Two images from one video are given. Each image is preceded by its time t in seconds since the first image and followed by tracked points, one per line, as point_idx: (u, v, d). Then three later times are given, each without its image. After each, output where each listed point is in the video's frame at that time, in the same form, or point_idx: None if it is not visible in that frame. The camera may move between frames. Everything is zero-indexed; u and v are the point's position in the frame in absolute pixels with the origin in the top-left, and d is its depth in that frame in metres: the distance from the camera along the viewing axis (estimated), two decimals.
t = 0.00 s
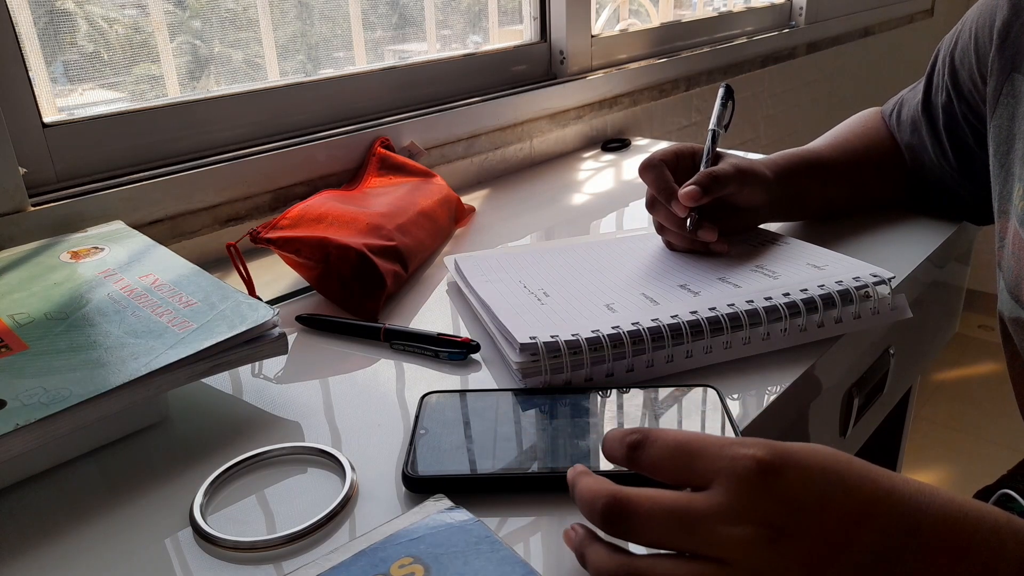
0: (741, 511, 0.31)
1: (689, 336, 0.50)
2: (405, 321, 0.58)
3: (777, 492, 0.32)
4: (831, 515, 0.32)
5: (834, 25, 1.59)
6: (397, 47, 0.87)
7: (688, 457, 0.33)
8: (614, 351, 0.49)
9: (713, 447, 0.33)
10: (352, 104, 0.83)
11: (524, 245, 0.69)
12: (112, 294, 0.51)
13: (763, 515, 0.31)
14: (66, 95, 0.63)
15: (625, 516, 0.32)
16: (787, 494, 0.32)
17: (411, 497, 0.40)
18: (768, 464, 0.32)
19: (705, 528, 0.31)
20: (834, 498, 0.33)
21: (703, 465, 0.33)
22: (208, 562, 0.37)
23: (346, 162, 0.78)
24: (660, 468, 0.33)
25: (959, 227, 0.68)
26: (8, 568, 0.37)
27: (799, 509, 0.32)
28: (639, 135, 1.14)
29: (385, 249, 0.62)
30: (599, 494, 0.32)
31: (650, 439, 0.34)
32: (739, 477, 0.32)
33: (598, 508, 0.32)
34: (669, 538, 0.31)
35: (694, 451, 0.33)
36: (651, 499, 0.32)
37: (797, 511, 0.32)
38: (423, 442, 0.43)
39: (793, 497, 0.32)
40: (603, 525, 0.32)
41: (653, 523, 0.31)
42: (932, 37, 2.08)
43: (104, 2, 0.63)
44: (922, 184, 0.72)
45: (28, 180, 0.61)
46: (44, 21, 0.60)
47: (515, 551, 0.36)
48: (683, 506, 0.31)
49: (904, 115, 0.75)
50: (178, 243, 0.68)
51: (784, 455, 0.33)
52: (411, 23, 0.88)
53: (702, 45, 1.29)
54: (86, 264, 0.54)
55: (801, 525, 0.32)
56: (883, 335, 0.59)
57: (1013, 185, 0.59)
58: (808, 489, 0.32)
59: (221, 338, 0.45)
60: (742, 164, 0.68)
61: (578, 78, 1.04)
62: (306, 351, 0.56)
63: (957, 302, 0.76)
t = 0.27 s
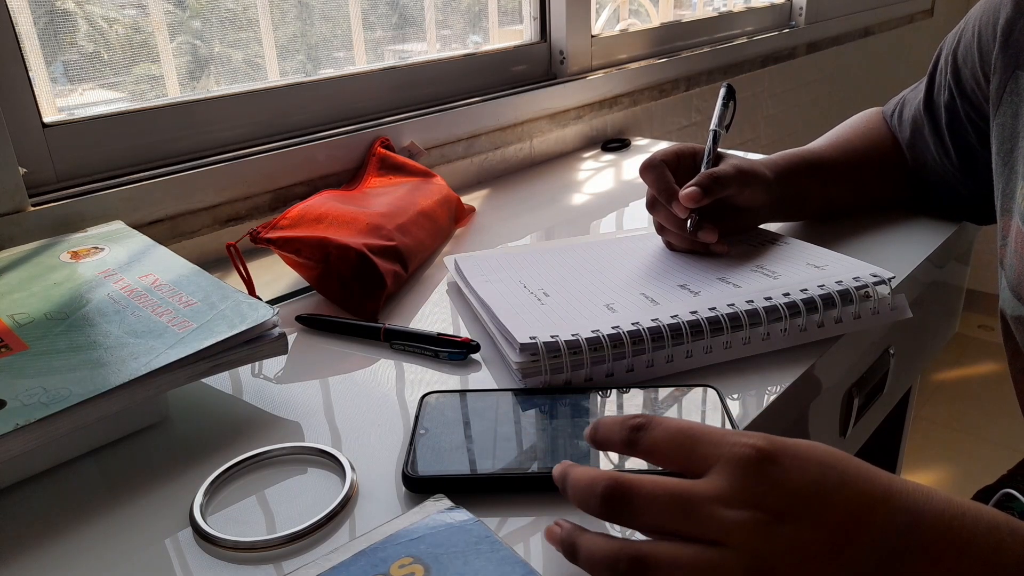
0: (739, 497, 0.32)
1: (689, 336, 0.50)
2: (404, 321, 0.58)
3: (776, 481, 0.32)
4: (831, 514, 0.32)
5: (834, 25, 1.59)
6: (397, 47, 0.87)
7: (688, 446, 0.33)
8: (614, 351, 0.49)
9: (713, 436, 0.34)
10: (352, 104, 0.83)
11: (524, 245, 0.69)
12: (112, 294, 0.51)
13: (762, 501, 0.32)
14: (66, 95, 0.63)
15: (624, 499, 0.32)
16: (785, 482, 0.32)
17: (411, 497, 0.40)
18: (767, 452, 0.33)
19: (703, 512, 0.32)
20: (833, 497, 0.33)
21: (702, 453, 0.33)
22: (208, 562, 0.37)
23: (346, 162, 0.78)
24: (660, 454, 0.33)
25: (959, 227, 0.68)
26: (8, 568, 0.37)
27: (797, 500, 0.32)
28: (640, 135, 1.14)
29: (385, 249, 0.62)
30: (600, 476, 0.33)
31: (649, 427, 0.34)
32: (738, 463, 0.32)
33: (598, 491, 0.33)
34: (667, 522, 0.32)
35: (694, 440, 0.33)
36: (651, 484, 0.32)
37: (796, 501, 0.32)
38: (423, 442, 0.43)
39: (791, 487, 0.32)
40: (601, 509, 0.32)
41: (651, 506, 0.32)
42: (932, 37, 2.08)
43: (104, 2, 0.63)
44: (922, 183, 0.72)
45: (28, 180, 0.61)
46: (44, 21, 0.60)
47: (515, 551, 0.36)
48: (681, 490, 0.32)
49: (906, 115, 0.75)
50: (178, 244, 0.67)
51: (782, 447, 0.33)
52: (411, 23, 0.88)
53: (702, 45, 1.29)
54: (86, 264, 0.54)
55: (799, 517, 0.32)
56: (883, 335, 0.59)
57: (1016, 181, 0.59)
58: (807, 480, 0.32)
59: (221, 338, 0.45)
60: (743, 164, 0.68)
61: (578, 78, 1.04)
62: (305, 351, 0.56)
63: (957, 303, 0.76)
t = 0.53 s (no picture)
0: (751, 473, 0.32)
1: (690, 337, 0.50)
2: (404, 321, 0.58)
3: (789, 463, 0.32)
4: (837, 508, 0.32)
5: (836, 23, 1.58)
6: (396, 46, 0.86)
7: (711, 432, 0.34)
8: (614, 352, 0.49)
9: (735, 421, 0.34)
10: (352, 102, 0.83)
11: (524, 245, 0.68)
12: (110, 294, 0.50)
13: (774, 475, 0.32)
14: (64, 94, 0.63)
15: (639, 461, 0.32)
16: (798, 464, 0.32)
17: (411, 498, 0.40)
18: (786, 432, 0.33)
19: (714, 483, 0.31)
20: (840, 491, 0.32)
21: (723, 435, 0.34)
22: (207, 563, 0.36)
23: (346, 162, 0.78)
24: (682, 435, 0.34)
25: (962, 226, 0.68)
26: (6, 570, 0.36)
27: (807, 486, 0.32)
28: (640, 134, 1.14)
29: (385, 248, 0.62)
30: (618, 436, 0.32)
31: (674, 425, 0.36)
32: (758, 444, 0.32)
33: (615, 450, 0.32)
34: (677, 489, 0.32)
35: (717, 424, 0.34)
36: (666, 449, 0.32)
37: (805, 486, 0.32)
38: (422, 443, 0.43)
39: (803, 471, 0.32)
40: (615, 470, 0.32)
41: (664, 470, 0.32)
42: (934, 36, 2.07)
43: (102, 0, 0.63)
44: (925, 184, 0.72)
45: (26, 180, 0.61)
46: (42, 20, 0.60)
47: (515, 552, 0.36)
48: (696, 459, 0.32)
49: (908, 115, 0.75)
50: (177, 243, 0.67)
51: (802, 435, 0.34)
52: (410, 22, 0.87)
53: (703, 43, 1.28)
54: (84, 264, 0.54)
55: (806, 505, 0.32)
56: (884, 336, 0.59)
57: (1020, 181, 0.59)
58: (819, 467, 0.32)
59: (219, 338, 0.45)
60: (745, 164, 0.68)
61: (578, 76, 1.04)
62: (304, 351, 0.56)
63: (960, 302, 0.75)
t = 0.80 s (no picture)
0: (760, 471, 0.32)
1: (691, 337, 0.49)
2: (403, 321, 0.58)
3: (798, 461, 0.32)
4: (842, 509, 0.32)
5: (838, 22, 1.58)
6: (396, 45, 0.86)
7: (728, 430, 0.34)
8: (615, 352, 0.48)
9: (749, 419, 0.34)
10: (351, 101, 0.82)
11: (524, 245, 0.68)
12: (107, 294, 0.50)
13: (784, 472, 0.31)
14: (62, 93, 0.62)
15: (651, 454, 0.32)
16: (808, 464, 0.32)
17: (410, 500, 0.40)
18: (801, 430, 0.32)
19: (722, 479, 0.31)
20: (845, 492, 0.32)
21: (738, 432, 0.34)
22: (205, 566, 0.36)
23: (345, 161, 0.78)
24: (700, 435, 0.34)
25: (964, 226, 0.67)
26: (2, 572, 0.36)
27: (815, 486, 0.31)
28: (641, 133, 1.14)
29: (384, 248, 0.61)
30: (632, 429, 0.33)
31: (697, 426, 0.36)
32: (770, 443, 0.32)
33: (628, 443, 0.32)
34: (686, 484, 0.32)
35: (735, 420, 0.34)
36: (679, 442, 0.33)
37: (814, 485, 0.31)
38: (422, 444, 0.42)
39: (813, 470, 0.32)
40: (627, 463, 0.32)
41: (674, 464, 0.32)
42: (936, 35, 2.07)
43: None
44: (928, 183, 0.72)
45: (23, 179, 0.61)
46: (39, 18, 0.60)
47: (515, 554, 0.36)
48: (705, 455, 0.32)
49: (911, 113, 0.75)
50: (176, 243, 0.67)
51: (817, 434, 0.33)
52: (410, 21, 0.87)
53: (704, 42, 1.28)
54: (81, 264, 0.54)
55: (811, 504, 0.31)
56: (887, 335, 0.59)
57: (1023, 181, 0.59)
58: (827, 467, 0.32)
59: (217, 339, 0.44)
60: (747, 164, 0.67)
61: (579, 75, 1.03)
62: (303, 351, 0.55)
63: (962, 302, 0.75)
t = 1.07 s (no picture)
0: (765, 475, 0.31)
1: (692, 337, 0.49)
2: (402, 321, 0.57)
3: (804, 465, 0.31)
4: (843, 510, 0.31)
5: (840, 20, 1.57)
6: (395, 43, 0.86)
7: (730, 432, 0.34)
8: (615, 352, 0.48)
9: (751, 421, 0.34)
10: (350, 100, 0.82)
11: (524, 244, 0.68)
12: (105, 294, 0.50)
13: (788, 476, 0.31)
14: (59, 92, 0.62)
15: (652, 458, 0.32)
16: (809, 466, 0.31)
17: (409, 501, 0.39)
18: (803, 432, 0.32)
19: (724, 482, 0.31)
20: (847, 493, 0.32)
21: (740, 434, 0.33)
22: (203, 567, 0.36)
23: (344, 160, 0.78)
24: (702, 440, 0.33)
25: (967, 225, 0.67)
26: None
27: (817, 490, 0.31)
28: (641, 132, 1.13)
29: (383, 248, 0.61)
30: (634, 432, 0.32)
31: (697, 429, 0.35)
32: (772, 445, 0.32)
33: (630, 445, 0.32)
34: (687, 488, 0.31)
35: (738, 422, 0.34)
36: (681, 445, 0.32)
37: (815, 488, 0.31)
38: (421, 445, 0.42)
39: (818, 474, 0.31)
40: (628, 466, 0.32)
41: (676, 467, 0.31)
42: (938, 33, 2.06)
43: None
44: (931, 183, 0.72)
45: (21, 178, 0.60)
46: (36, 17, 0.59)
47: (515, 556, 0.35)
48: (707, 457, 0.32)
49: (914, 113, 0.74)
50: (174, 242, 0.67)
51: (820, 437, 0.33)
52: (409, 19, 0.87)
53: (705, 40, 1.28)
54: (79, 264, 0.54)
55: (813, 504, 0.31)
56: (889, 335, 0.58)
57: None
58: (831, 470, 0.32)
59: (215, 339, 0.44)
60: (748, 164, 0.67)
61: (579, 73, 1.03)
62: (302, 351, 0.55)
63: (965, 302, 0.75)
